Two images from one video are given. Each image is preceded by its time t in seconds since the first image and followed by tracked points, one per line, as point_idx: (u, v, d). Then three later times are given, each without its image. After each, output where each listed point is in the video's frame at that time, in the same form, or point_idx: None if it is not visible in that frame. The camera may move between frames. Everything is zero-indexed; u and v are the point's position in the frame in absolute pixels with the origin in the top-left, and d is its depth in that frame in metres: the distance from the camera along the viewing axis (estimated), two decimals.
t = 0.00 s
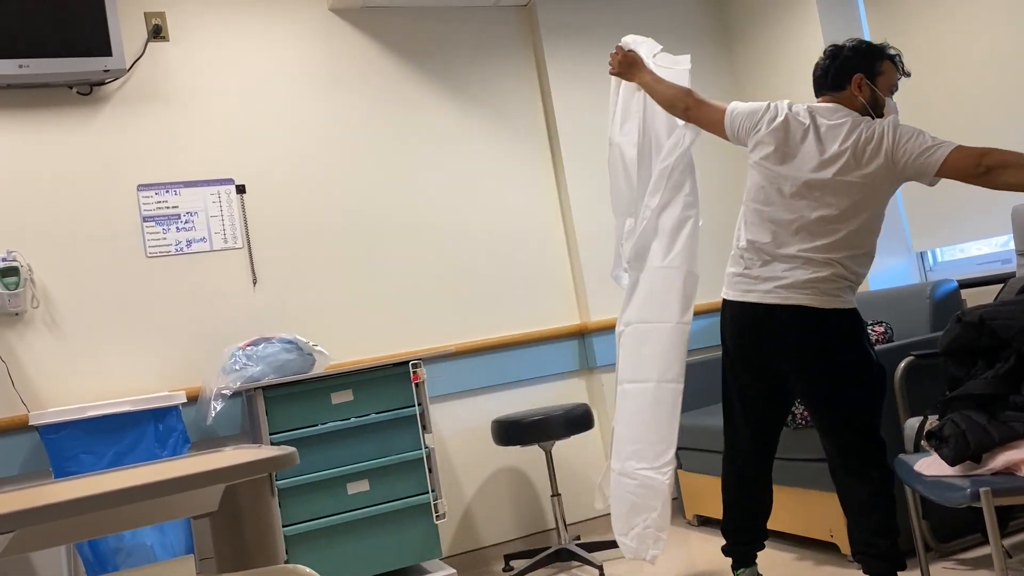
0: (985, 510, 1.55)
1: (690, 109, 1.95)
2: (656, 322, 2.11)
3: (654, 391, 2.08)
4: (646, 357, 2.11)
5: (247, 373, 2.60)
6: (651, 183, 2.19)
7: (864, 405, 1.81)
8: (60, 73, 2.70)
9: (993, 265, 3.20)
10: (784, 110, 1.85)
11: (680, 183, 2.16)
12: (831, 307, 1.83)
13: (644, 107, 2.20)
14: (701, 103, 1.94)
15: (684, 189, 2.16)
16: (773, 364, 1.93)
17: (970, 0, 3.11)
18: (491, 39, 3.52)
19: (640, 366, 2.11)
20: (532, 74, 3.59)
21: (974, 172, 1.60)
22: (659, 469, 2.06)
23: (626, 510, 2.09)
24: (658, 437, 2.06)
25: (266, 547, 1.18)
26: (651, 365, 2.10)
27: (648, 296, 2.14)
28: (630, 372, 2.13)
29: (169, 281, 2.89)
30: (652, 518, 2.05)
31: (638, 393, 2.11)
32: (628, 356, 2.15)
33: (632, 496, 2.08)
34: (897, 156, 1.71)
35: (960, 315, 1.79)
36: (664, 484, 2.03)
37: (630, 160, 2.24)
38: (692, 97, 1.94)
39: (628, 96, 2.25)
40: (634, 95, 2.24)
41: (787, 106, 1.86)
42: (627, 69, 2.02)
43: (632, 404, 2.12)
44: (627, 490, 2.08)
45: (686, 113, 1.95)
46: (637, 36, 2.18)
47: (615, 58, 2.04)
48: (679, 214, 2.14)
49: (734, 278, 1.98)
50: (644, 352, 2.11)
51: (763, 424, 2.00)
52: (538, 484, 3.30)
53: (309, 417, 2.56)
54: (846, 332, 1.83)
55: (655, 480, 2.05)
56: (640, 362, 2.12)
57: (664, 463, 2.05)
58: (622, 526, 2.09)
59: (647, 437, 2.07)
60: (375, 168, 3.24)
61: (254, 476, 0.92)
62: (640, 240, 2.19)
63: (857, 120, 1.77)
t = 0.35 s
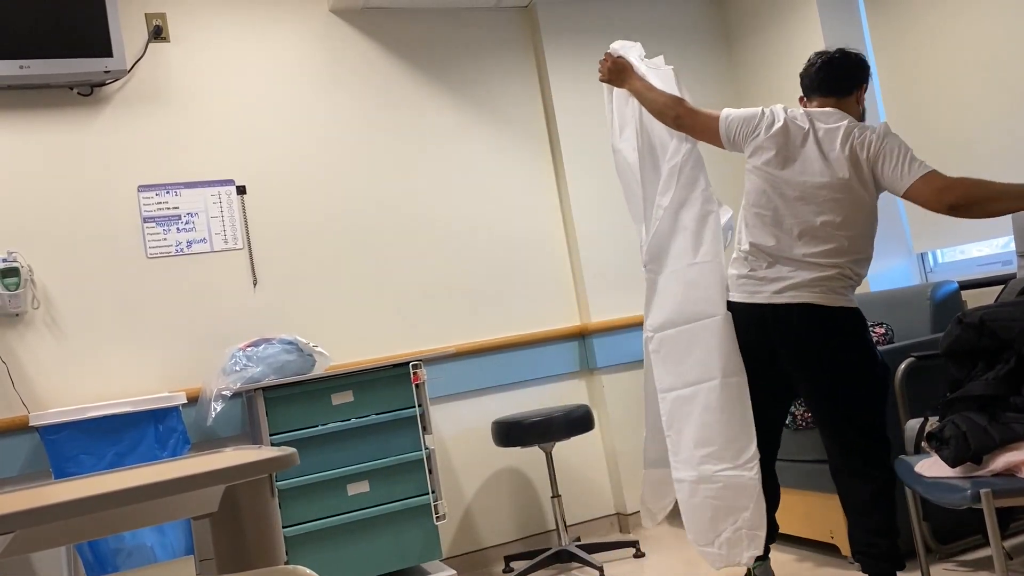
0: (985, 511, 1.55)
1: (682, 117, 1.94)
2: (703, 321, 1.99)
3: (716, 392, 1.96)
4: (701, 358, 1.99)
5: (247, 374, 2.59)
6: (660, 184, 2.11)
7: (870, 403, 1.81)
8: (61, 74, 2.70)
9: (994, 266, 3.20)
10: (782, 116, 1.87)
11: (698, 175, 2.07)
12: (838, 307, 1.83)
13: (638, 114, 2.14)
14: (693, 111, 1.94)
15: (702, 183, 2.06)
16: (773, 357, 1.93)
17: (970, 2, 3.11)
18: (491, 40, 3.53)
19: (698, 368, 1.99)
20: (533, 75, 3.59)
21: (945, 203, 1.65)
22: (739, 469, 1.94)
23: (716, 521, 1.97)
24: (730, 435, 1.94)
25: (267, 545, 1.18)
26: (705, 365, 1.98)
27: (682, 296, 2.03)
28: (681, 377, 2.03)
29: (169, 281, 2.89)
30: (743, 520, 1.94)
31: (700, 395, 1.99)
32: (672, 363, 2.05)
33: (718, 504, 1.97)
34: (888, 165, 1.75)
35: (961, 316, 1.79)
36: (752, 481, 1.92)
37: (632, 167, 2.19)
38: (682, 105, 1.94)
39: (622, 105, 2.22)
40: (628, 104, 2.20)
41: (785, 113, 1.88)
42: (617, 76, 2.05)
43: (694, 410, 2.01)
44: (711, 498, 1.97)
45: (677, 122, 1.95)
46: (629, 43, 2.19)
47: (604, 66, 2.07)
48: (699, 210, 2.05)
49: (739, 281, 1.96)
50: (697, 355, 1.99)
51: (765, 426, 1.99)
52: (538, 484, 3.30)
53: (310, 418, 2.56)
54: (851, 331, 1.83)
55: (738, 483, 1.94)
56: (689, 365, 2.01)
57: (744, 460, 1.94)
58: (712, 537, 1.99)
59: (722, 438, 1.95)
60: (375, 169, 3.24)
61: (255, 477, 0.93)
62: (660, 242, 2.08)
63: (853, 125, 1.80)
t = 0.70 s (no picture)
0: (986, 513, 1.55)
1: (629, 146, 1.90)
2: (686, 331, 1.93)
3: (707, 402, 1.90)
4: (688, 367, 1.92)
5: (248, 375, 2.59)
6: (623, 201, 2.06)
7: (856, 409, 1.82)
8: (61, 75, 2.70)
9: (994, 267, 3.15)
10: (733, 144, 1.90)
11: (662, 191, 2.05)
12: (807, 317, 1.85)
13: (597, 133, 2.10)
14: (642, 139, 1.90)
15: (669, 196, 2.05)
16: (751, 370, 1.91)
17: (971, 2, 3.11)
18: (492, 41, 3.53)
19: (686, 377, 1.92)
20: (533, 75, 3.60)
21: (876, 252, 1.96)
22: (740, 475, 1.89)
23: (722, 531, 1.90)
24: (727, 442, 1.89)
25: (265, 547, 1.18)
26: (693, 374, 1.91)
27: (661, 309, 1.97)
28: (667, 389, 1.95)
29: (170, 282, 2.89)
30: (745, 525, 1.89)
31: (689, 405, 1.92)
32: (655, 379, 1.96)
33: (721, 513, 1.90)
34: (837, 186, 1.88)
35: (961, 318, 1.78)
36: (754, 483, 1.89)
37: (594, 185, 2.13)
38: (631, 133, 1.90)
39: (580, 125, 2.17)
40: (586, 124, 2.16)
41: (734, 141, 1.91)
42: (574, 95, 2.02)
43: (684, 421, 1.93)
44: (715, 506, 1.90)
45: (624, 150, 1.91)
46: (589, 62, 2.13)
47: (564, 85, 2.05)
48: (667, 226, 2.02)
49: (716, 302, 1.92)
50: (683, 365, 1.93)
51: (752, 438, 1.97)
52: (538, 485, 3.30)
53: (310, 419, 2.56)
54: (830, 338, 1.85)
55: (743, 489, 1.89)
56: (673, 379, 1.94)
57: (742, 466, 1.89)
58: (719, 544, 1.92)
59: (721, 446, 1.89)
60: (375, 170, 3.25)
61: (254, 479, 0.92)
62: (631, 257, 2.03)
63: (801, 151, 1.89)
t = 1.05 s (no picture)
0: (987, 515, 1.55)
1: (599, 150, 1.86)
2: (655, 343, 1.93)
3: (675, 414, 1.90)
4: (655, 379, 1.92)
5: (248, 376, 2.59)
6: (592, 213, 2.02)
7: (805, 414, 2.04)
8: (62, 76, 2.70)
9: (995, 268, 3.21)
10: (702, 156, 1.97)
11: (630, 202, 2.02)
12: (762, 320, 1.99)
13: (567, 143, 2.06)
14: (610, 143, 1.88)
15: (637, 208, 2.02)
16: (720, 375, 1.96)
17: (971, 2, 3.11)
18: (492, 41, 3.53)
19: (652, 387, 1.93)
20: (533, 76, 3.60)
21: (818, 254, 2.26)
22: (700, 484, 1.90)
23: (675, 537, 1.91)
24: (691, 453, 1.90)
25: (265, 548, 1.18)
26: (660, 386, 1.92)
27: (632, 320, 1.97)
28: (634, 398, 1.96)
29: (170, 282, 2.89)
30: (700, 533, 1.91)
31: (655, 416, 1.92)
32: (620, 388, 1.97)
33: (678, 520, 1.91)
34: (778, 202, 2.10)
35: (962, 320, 1.78)
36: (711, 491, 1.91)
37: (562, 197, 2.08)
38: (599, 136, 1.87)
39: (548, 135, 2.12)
40: (557, 133, 2.10)
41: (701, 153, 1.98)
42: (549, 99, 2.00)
43: (649, 430, 1.93)
44: (672, 513, 1.91)
45: (594, 152, 1.86)
46: (567, 73, 2.13)
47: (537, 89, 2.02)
48: (641, 237, 2.00)
49: (697, 306, 1.95)
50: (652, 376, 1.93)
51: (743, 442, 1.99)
52: (538, 486, 3.30)
53: (311, 420, 2.56)
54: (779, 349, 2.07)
55: (699, 498, 1.90)
56: (639, 388, 1.95)
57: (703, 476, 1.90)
58: (668, 550, 1.93)
59: (682, 456, 1.90)
60: (375, 171, 3.25)
61: (256, 479, 0.92)
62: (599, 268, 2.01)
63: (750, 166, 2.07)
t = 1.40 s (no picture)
0: (987, 516, 1.54)
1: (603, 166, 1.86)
2: (641, 362, 1.94)
3: (662, 431, 1.91)
4: (641, 396, 1.93)
5: (248, 376, 2.59)
6: (576, 230, 2.01)
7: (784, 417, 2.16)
8: (63, 77, 2.70)
9: (995, 270, 3.20)
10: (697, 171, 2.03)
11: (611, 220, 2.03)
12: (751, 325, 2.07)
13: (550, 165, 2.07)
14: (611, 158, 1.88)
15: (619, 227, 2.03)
16: (715, 376, 2.01)
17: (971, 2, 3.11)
18: (493, 42, 3.53)
19: (638, 406, 1.92)
20: (534, 76, 3.60)
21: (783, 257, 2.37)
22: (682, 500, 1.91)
23: (654, 555, 1.90)
24: (675, 469, 1.91)
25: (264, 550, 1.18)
26: (645, 405, 1.92)
27: (618, 338, 1.96)
28: (619, 416, 1.93)
29: (171, 283, 2.89)
30: (680, 551, 1.90)
31: (642, 434, 1.91)
32: (606, 406, 1.93)
33: (659, 537, 1.89)
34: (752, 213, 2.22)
35: (962, 321, 1.79)
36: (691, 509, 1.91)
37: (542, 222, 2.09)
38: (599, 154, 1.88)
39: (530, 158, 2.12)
40: (540, 156, 2.11)
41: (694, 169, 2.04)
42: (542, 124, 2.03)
43: (634, 448, 1.91)
44: (655, 532, 1.89)
45: (598, 166, 1.86)
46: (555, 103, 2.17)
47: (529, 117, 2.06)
48: (627, 255, 2.00)
49: (699, 311, 2.01)
50: (638, 394, 1.93)
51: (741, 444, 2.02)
52: (538, 487, 3.30)
53: (311, 420, 2.56)
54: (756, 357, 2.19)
55: (680, 515, 1.90)
56: (625, 405, 1.92)
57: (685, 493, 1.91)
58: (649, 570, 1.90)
59: (667, 473, 1.90)
60: (376, 171, 3.25)
61: (256, 480, 0.93)
62: (582, 286, 2.00)
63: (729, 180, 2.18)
